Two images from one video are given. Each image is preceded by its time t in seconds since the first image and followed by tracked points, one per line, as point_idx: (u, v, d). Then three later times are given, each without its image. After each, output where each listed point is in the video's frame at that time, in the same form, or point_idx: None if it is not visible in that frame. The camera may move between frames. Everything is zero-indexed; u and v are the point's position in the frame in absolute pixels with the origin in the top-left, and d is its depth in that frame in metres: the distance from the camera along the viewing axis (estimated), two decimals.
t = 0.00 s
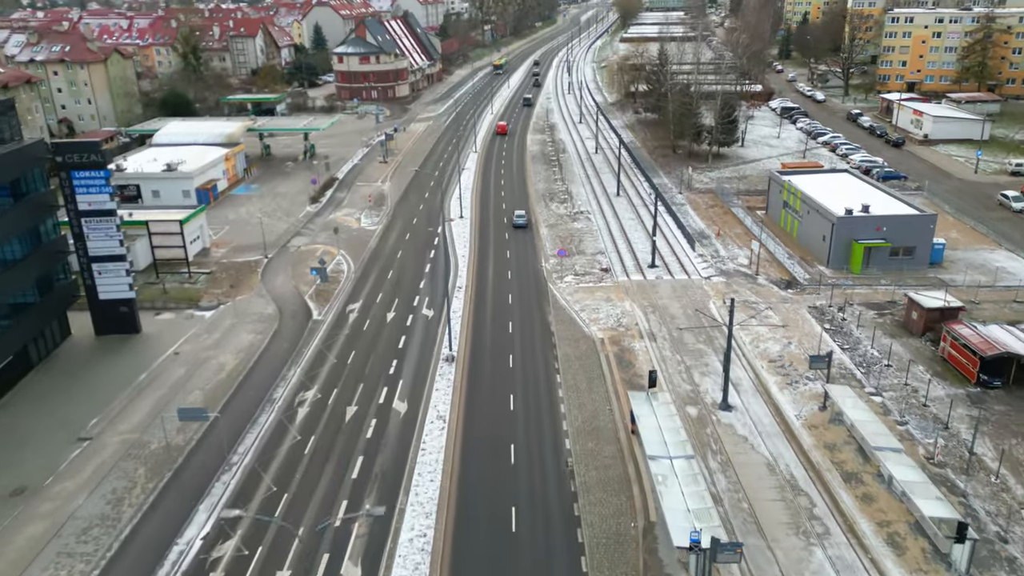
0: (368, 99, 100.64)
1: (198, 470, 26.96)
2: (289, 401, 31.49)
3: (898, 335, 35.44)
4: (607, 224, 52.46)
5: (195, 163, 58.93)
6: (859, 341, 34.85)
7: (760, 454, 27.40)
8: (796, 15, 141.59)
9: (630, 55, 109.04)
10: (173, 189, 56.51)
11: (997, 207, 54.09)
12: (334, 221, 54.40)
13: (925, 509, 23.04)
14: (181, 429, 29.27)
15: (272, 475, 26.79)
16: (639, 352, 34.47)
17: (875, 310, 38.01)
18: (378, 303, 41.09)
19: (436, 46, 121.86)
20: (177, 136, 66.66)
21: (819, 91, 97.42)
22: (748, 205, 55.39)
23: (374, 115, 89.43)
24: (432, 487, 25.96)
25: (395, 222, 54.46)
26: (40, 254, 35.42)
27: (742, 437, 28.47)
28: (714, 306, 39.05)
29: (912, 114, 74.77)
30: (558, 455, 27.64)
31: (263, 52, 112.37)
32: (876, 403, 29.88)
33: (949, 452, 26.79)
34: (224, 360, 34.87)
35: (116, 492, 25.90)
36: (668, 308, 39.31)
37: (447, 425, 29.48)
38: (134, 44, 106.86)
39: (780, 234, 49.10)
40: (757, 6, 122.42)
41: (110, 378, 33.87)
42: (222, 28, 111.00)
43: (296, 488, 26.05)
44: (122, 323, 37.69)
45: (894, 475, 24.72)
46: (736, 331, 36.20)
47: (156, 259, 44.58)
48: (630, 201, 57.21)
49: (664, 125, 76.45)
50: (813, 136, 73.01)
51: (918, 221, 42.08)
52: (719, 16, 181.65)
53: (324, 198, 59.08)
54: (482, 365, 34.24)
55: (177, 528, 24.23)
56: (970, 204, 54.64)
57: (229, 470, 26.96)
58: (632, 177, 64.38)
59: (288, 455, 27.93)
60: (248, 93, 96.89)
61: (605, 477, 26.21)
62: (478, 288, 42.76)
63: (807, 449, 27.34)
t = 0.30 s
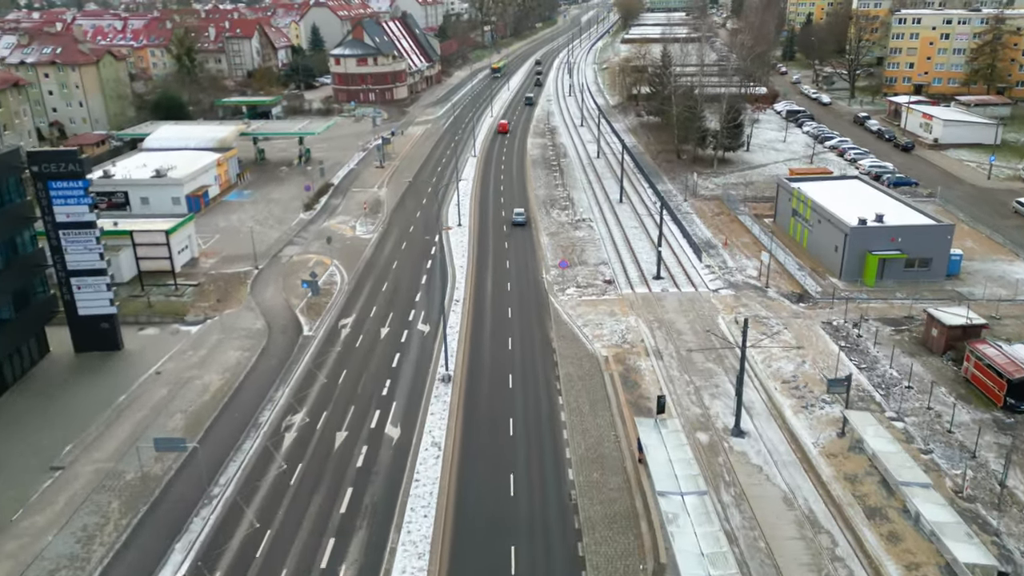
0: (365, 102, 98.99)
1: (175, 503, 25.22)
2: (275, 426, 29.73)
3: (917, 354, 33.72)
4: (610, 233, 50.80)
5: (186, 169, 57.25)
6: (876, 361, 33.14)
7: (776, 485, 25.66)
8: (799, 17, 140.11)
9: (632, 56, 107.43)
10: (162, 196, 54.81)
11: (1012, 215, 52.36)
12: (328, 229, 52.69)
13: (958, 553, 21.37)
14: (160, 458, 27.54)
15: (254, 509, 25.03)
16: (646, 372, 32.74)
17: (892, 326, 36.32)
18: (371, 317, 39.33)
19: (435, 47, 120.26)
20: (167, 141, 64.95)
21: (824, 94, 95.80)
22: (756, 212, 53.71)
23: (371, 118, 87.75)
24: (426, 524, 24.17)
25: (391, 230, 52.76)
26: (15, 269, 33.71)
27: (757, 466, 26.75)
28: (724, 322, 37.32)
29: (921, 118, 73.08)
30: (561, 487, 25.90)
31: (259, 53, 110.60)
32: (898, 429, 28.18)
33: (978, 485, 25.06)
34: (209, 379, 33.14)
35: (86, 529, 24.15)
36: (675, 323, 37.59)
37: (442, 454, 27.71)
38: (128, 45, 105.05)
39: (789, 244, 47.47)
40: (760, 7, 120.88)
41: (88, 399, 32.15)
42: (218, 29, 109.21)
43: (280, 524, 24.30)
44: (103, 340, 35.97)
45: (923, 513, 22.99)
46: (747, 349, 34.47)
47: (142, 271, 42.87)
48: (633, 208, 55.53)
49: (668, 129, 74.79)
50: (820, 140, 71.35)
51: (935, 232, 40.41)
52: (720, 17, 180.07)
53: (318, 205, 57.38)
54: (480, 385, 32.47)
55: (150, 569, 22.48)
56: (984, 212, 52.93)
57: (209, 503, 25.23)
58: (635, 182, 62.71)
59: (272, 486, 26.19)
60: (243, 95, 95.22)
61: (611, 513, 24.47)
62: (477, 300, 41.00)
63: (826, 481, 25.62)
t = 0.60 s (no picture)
0: (362, 105, 97.30)
1: (150, 542, 23.47)
2: (260, 452, 27.99)
3: (938, 373, 32.03)
4: (614, 241, 49.11)
5: (176, 175, 55.56)
6: (895, 381, 31.44)
7: (795, 521, 23.92)
8: (803, 17, 138.52)
9: (634, 58, 105.73)
10: (151, 203, 53.09)
11: None
12: (321, 237, 51.01)
13: None
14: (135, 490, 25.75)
15: (235, 548, 23.27)
16: (653, 394, 31.02)
17: (910, 342, 34.61)
18: (364, 332, 37.61)
19: (434, 48, 118.51)
20: (158, 145, 63.28)
21: (830, 96, 94.05)
22: (764, 220, 52.03)
23: (368, 121, 86.11)
24: (418, 565, 22.40)
25: (386, 238, 51.04)
26: None
27: (773, 498, 25.00)
28: (735, 339, 35.60)
29: (931, 121, 71.37)
30: (564, 522, 24.11)
31: (255, 54, 108.85)
32: (922, 458, 26.47)
33: (1012, 522, 23.34)
34: (192, 401, 31.40)
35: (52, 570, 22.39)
36: (683, 339, 35.87)
37: (437, 485, 25.96)
38: (122, 47, 103.42)
39: (799, 254, 45.82)
40: (764, 8, 119.22)
41: (64, 422, 30.40)
42: (213, 30, 107.51)
43: (262, 566, 22.54)
44: (82, 358, 34.23)
45: (956, 554, 21.27)
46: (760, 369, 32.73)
47: (125, 284, 41.19)
48: (637, 215, 53.81)
49: (672, 133, 73.10)
50: (828, 144, 69.67)
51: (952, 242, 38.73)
52: (722, 16, 178.25)
53: (312, 212, 55.69)
54: (477, 408, 30.68)
55: None
56: (1000, 219, 51.23)
57: (187, 541, 23.52)
58: (638, 188, 61.00)
59: (254, 521, 24.45)
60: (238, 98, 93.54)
61: (619, 552, 22.72)
62: (475, 314, 39.24)
63: (848, 516, 23.87)
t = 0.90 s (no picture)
0: (360, 107, 95.58)
1: None
2: (243, 483, 26.29)
3: (962, 395, 30.33)
4: (617, 250, 47.43)
5: (165, 181, 53.86)
6: (917, 405, 29.73)
7: (816, 562, 22.16)
8: (807, 18, 136.86)
9: (636, 59, 104.02)
10: (139, 210, 51.39)
11: None
12: (314, 246, 49.29)
13: None
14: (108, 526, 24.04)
15: None
16: (661, 419, 29.28)
17: (931, 361, 32.90)
18: (357, 349, 35.86)
19: (433, 49, 116.79)
20: (148, 149, 61.53)
21: (836, 99, 92.30)
22: (773, 228, 50.34)
23: (366, 124, 84.41)
24: None
25: (382, 247, 49.31)
26: None
27: (792, 535, 23.26)
28: (746, 357, 33.86)
29: (942, 125, 69.66)
30: (568, 567, 22.20)
31: (251, 55, 107.12)
32: (950, 490, 24.77)
33: None
34: (173, 425, 29.68)
35: None
36: (691, 357, 34.14)
37: (432, 521, 24.21)
38: (116, 48, 101.93)
39: (810, 265, 44.14)
40: (768, 8, 117.64)
41: (37, 447, 28.68)
42: (209, 31, 105.87)
43: None
44: (59, 377, 32.49)
45: None
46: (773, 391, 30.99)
47: (108, 298, 39.54)
48: (641, 223, 52.10)
49: (675, 137, 71.39)
50: (835, 148, 67.97)
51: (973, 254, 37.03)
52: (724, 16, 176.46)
53: (306, 219, 54.00)
54: (475, 433, 28.97)
55: None
56: (1017, 228, 49.53)
57: None
58: (642, 194, 59.29)
59: (234, 560, 22.75)
60: (233, 100, 91.86)
61: None
62: (473, 329, 37.52)
63: (873, 557, 22.16)
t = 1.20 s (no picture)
0: (357, 109, 93.92)
1: None
2: (224, 517, 24.56)
3: (988, 420, 28.60)
4: (621, 260, 45.73)
5: (154, 187, 52.18)
6: (941, 430, 28.03)
7: None
8: (810, 19, 135.19)
9: (638, 60, 102.32)
10: (127, 217, 49.72)
11: None
12: (307, 255, 47.57)
13: None
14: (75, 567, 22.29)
15: None
16: (669, 446, 27.54)
17: (954, 382, 31.18)
18: (349, 366, 34.12)
19: (432, 50, 115.11)
20: (138, 153, 59.81)
21: (842, 101, 90.60)
22: (781, 236, 48.67)
23: (362, 126, 82.74)
24: None
25: (377, 255, 47.63)
26: None
27: None
28: (758, 377, 32.14)
29: (952, 128, 67.96)
30: None
31: (247, 56, 105.38)
32: (983, 527, 23.01)
33: None
34: (152, 452, 27.98)
35: None
36: (700, 377, 32.44)
37: (424, 561, 22.46)
38: (109, 49, 100.35)
39: (822, 275, 42.49)
40: (772, 8, 115.97)
41: (6, 475, 26.96)
42: (204, 32, 104.14)
43: None
44: (33, 399, 30.77)
45: None
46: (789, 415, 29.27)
47: (89, 311, 37.93)
48: (645, 230, 50.41)
49: (679, 140, 69.74)
50: (843, 152, 66.29)
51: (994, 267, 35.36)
52: (726, 16, 174.67)
53: (299, 226, 52.31)
54: (473, 460, 27.26)
55: None
56: None
57: None
58: (646, 200, 57.62)
59: None
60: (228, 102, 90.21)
61: None
62: (471, 345, 35.79)
63: None
